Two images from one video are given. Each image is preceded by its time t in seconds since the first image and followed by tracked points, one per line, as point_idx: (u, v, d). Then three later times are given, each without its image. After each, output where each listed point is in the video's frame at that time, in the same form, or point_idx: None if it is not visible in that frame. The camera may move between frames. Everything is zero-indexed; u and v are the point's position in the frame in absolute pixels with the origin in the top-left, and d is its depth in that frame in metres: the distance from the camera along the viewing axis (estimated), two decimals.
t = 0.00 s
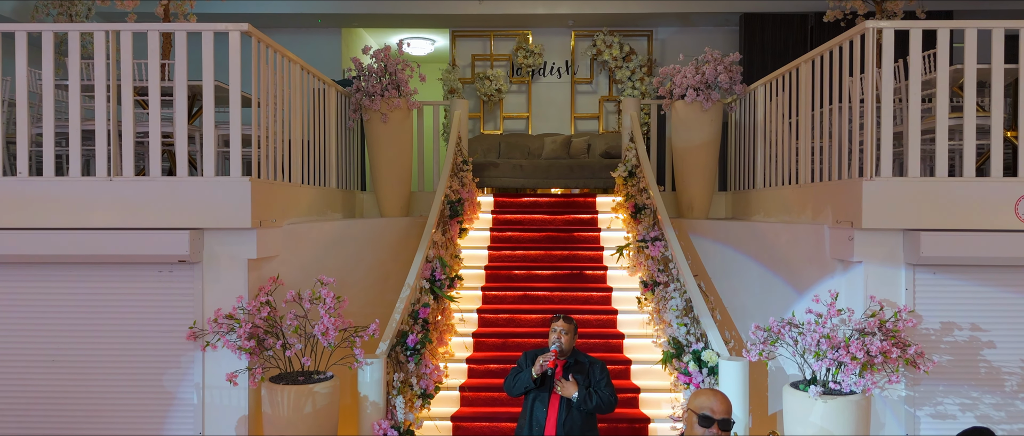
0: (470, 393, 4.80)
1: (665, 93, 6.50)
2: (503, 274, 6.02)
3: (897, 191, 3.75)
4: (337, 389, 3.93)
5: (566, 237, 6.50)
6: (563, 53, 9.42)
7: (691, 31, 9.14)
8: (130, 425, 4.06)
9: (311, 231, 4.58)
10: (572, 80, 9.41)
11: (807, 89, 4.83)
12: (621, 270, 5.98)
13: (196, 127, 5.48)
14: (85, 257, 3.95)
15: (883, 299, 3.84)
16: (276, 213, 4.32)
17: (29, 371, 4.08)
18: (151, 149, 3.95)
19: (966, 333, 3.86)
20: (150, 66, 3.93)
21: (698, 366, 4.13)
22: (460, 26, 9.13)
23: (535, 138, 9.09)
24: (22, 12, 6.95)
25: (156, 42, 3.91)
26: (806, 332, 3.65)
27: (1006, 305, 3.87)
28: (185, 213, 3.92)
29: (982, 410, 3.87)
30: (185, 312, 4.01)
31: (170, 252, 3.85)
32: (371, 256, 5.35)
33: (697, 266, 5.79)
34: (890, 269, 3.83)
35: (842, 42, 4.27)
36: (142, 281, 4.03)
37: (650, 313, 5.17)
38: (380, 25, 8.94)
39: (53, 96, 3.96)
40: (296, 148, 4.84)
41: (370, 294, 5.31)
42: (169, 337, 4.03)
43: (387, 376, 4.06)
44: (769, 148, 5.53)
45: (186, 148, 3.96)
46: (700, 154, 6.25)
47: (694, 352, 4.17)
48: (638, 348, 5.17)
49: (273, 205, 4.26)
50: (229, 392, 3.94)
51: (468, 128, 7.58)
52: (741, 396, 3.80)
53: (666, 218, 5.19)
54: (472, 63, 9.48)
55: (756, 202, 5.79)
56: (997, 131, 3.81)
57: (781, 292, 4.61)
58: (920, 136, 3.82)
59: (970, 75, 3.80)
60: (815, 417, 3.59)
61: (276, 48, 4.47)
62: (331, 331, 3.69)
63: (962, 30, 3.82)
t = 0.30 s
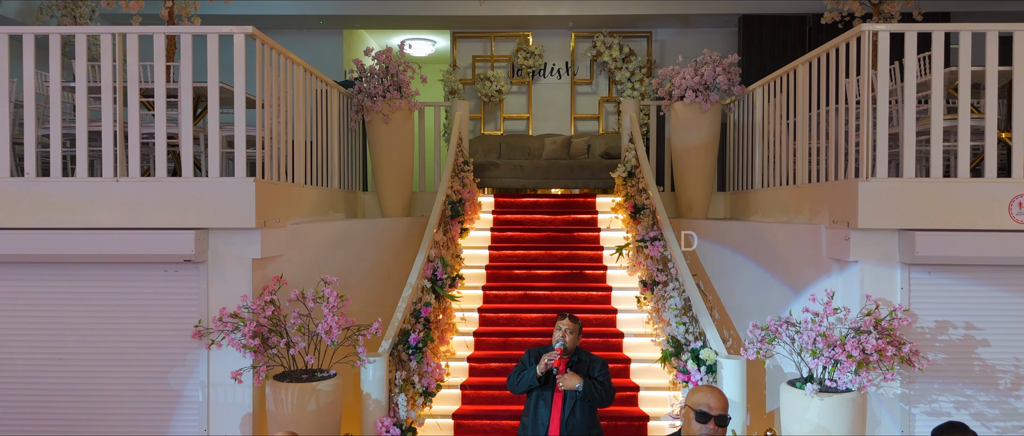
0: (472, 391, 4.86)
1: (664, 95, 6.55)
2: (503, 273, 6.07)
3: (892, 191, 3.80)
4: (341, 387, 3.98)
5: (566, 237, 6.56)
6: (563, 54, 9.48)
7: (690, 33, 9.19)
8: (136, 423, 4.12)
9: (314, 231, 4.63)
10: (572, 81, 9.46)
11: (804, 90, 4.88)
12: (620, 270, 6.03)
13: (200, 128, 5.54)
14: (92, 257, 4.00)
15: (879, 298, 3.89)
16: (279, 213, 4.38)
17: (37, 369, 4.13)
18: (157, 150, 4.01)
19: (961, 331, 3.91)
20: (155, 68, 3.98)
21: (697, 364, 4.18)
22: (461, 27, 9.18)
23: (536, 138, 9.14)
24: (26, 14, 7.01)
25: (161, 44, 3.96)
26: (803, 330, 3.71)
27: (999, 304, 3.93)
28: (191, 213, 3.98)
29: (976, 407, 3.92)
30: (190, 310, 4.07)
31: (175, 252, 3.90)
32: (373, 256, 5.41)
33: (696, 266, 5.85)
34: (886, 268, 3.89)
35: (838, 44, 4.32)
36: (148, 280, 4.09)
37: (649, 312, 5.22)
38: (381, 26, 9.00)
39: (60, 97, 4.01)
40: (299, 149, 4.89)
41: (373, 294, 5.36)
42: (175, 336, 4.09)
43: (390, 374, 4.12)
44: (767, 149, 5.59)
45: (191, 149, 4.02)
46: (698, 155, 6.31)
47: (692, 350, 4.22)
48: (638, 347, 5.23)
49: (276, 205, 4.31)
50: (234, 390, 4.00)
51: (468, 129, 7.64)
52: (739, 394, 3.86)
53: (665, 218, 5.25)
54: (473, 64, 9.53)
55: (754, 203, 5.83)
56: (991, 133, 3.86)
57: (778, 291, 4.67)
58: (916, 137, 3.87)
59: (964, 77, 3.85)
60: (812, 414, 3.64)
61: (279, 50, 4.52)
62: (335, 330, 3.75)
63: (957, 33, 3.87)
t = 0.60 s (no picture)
0: (473, 389, 4.92)
1: (663, 96, 6.61)
2: (504, 273, 6.13)
3: (888, 192, 3.86)
4: (344, 385, 4.04)
5: (566, 237, 6.62)
6: (563, 56, 9.54)
7: (689, 34, 9.26)
8: (142, 421, 4.18)
9: (318, 232, 4.69)
10: (572, 82, 9.52)
11: (801, 92, 4.94)
12: (620, 269, 6.09)
13: (205, 130, 5.60)
14: (99, 257, 4.06)
15: (874, 297, 3.95)
16: (284, 214, 4.44)
17: (44, 368, 4.19)
18: (163, 152, 4.07)
19: (955, 330, 3.97)
20: (161, 70, 4.04)
21: (695, 362, 4.23)
22: (461, 28, 9.24)
23: (536, 139, 9.20)
24: (31, 16, 7.07)
25: (167, 47, 4.02)
26: (800, 329, 3.76)
27: (993, 303, 3.98)
28: (196, 214, 4.04)
29: (970, 405, 3.98)
30: (195, 310, 4.13)
31: (181, 252, 3.96)
32: (375, 256, 5.46)
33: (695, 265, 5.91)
34: (881, 268, 3.95)
35: (835, 47, 4.38)
36: (154, 280, 4.15)
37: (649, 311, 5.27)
38: (382, 28, 9.06)
39: (68, 99, 4.07)
40: (302, 150, 4.95)
41: (375, 293, 5.42)
42: (181, 335, 4.15)
43: (392, 373, 4.18)
44: (765, 150, 5.65)
45: (197, 150, 4.07)
46: (697, 156, 6.37)
47: (691, 349, 4.28)
48: (638, 346, 5.28)
49: (280, 206, 4.37)
50: (239, 388, 4.06)
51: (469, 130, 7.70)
52: (735, 392, 3.94)
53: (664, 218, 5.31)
54: (473, 65, 9.59)
55: (753, 203, 5.88)
56: (985, 135, 3.92)
57: (775, 291, 4.72)
58: (910, 139, 3.94)
59: (958, 80, 3.91)
60: (808, 412, 3.70)
61: (283, 53, 4.58)
62: (338, 328, 3.81)
63: (951, 37, 3.93)
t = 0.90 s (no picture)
0: (474, 387, 4.99)
1: (662, 97, 6.68)
2: (505, 273, 6.18)
3: (882, 193, 3.93)
4: (347, 383, 4.11)
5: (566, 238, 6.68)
6: (563, 57, 9.60)
7: (689, 36, 9.33)
8: (149, 419, 4.24)
9: (321, 232, 4.76)
10: (572, 83, 9.59)
11: (798, 95, 5.01)
12: (620, 269, 6.15)
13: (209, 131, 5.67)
14: (106, 256, 4.13)
15: (869, 297, 4.02)
16: (288, 215, 4.51)
17: (53, 366, 4.26)
18: (169, 153, 4.14)
19: (949, 329, 4.04)
20: (168, 73, 4.11)
21: (693, 361, 4.31)
22: (462, 30, 9.31)
23: (536, 140, 9.26)
24: (37, 18, 7.15)
25: (174, 50, 4.09)
26: (796, 328, 3.83)
27: (986, 302, 4.05)
28: (202, 215, 4.10)
29: (963, 402, 4.05)
30: (202, 309, 4.20)
31: (188, 251, 4.03)
32: (377, 256, 5.52)
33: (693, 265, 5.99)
34: (876, 268, 4.01)
35: (830, 50, 4.45)
36: (161, 279, 4.22)
37: (648, 310, 5.37)
38: (384, 30, 9.13)
39: (76, 101, 4.14)
40: (306, 151, 5.02)
41: (378, 293, 5.49)
42: (187, 333, 4.21)
43: (395, 371, 4.25)
44: (763, 150, 5.71)
45: (203, 152, 4.14)
46: (695, 157, 6.43)
47: (690, 348, 4.34)
48: (636, 344, 5.35)
49: (285, 207, 4.44)
50: (245, 386, 4.13)
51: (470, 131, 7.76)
52: (735, 390, 4.02)
53: (662, 219, 5.41)
54: (474, 67, 9.67)
55: (750, 204, 5.96)
56: (979, 137, 3.98)
57: (772, 290, 4.79)
58: (904, 141, 4.00)
59: (951, 82, 3.97)
60: (805, 409, 3.76)
61: (287, 56, 4.64)
62: (342, 327, 3.88)
63: (944, 40, 3.99)
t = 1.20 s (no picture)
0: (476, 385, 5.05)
1: (661, 99, 6.75)
2: (506, 272, 6.23)
3: (876, 194, 4.01)
4: (351, 380, 4.18)
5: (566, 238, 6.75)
6: (563, 59, 9.67)
7: (687, 38, 9.39)
8: (155, 416, 4.31)
9: (325, 232, 4.84)
10: (572, 85, 9.66)
11: (794, 97, 5.09)
12: (619, 269, 6.22)
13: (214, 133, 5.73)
14: (114, 256, 4.20)
15: (863, 295, 4.09)
16: (292, 215, 4.58)
17: (61, 364, 4.33)
18: (176, 154, 4.21)
19: (942, 327, 4.11)
20: (175, 75, 4.18)
21: (691, 359, 4.41)
22: (463, 32, 9.38)
23: (536, 141, 9.33)
24: (42, 21, 7.22)
25: (181, 53, 4.16)
26: (792, 326, 3.91)
27: (978, 301, 4.13)
28: (208, 215, 4.17)
29: (957, 399, 4.11)
30: (208, 307, 4.27)
31: (194, 251, 4.10)
32: (379, 255, 5.59)
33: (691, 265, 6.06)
34: (871, 267, 4.08)
35: (826, 53, 4.52)
36: (167, 279, 4.29)
37: (646, 309, 5.46)
38: (385, 32, 9.20)
39: (84, 104, 4.21)
40: (310, 152, 5.09)
41: (380, 292, 5.56)
42: (193, 331, 4.28)
43: (397, 369, 4.31)
44: (761, 151, 5.78)
45: (209, 153, 4.21)
46: (694, 158, 6.50)
47: (687, 346, 4.47)
48: (635, 343, 5.41)
49: (289, 207, 4.52)
50: (250, 383, 4.20)
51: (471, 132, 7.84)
52: (732, 387, 4.09)
53: (660, 219, 5.50)
54: (475, 68, 9.74)
55: (748, 204, 6.04)
56: (972, 138, 4.05)
57: (768, 290, 4.86)
58: (898, 142, 4.08)
59: (944, 85, 4.04)
60: (800, 406, 3.84)
61: (291, 58, 4.71)
62: (346, 325, 3.96)
63: (938, 43, 4.06)
